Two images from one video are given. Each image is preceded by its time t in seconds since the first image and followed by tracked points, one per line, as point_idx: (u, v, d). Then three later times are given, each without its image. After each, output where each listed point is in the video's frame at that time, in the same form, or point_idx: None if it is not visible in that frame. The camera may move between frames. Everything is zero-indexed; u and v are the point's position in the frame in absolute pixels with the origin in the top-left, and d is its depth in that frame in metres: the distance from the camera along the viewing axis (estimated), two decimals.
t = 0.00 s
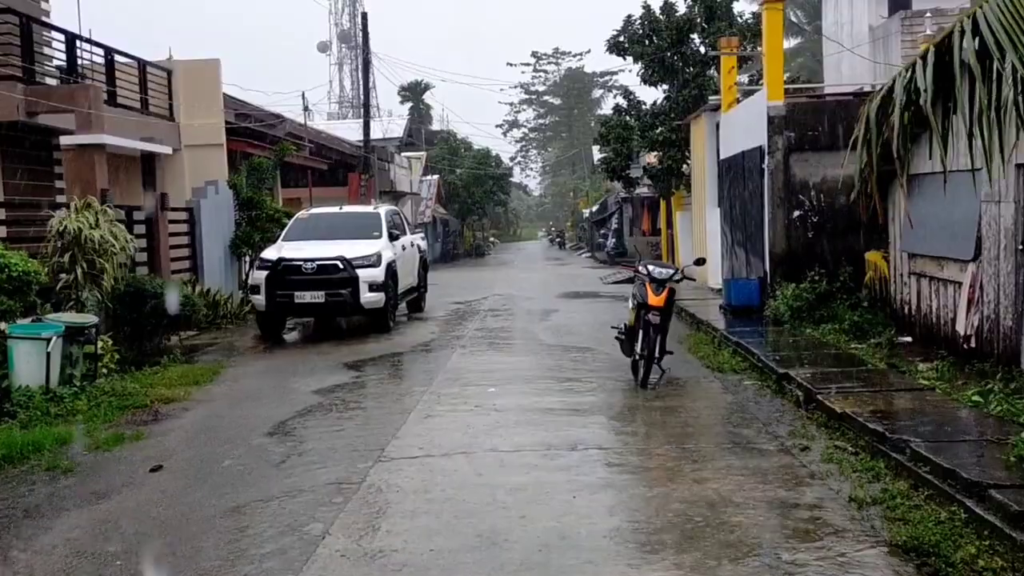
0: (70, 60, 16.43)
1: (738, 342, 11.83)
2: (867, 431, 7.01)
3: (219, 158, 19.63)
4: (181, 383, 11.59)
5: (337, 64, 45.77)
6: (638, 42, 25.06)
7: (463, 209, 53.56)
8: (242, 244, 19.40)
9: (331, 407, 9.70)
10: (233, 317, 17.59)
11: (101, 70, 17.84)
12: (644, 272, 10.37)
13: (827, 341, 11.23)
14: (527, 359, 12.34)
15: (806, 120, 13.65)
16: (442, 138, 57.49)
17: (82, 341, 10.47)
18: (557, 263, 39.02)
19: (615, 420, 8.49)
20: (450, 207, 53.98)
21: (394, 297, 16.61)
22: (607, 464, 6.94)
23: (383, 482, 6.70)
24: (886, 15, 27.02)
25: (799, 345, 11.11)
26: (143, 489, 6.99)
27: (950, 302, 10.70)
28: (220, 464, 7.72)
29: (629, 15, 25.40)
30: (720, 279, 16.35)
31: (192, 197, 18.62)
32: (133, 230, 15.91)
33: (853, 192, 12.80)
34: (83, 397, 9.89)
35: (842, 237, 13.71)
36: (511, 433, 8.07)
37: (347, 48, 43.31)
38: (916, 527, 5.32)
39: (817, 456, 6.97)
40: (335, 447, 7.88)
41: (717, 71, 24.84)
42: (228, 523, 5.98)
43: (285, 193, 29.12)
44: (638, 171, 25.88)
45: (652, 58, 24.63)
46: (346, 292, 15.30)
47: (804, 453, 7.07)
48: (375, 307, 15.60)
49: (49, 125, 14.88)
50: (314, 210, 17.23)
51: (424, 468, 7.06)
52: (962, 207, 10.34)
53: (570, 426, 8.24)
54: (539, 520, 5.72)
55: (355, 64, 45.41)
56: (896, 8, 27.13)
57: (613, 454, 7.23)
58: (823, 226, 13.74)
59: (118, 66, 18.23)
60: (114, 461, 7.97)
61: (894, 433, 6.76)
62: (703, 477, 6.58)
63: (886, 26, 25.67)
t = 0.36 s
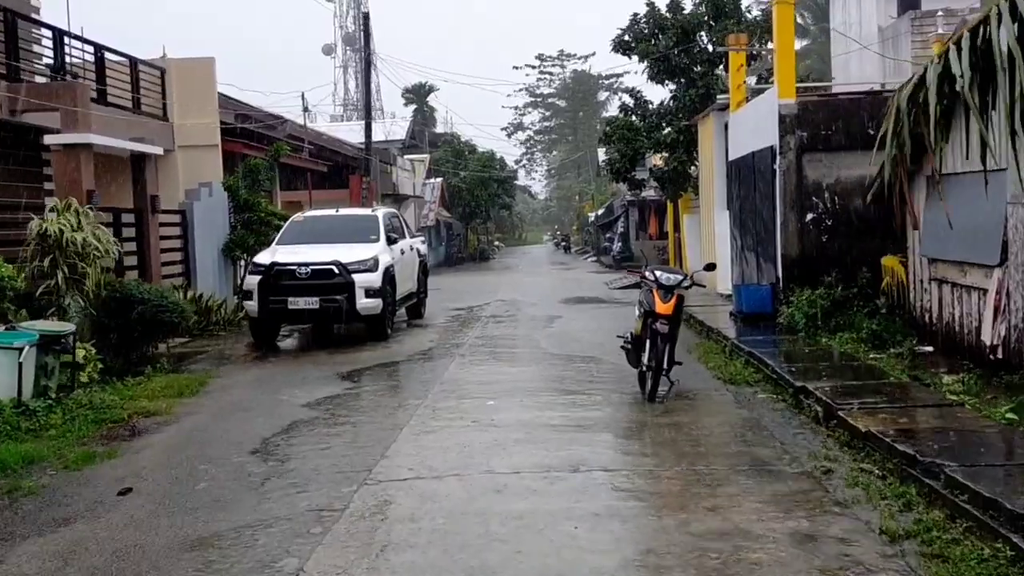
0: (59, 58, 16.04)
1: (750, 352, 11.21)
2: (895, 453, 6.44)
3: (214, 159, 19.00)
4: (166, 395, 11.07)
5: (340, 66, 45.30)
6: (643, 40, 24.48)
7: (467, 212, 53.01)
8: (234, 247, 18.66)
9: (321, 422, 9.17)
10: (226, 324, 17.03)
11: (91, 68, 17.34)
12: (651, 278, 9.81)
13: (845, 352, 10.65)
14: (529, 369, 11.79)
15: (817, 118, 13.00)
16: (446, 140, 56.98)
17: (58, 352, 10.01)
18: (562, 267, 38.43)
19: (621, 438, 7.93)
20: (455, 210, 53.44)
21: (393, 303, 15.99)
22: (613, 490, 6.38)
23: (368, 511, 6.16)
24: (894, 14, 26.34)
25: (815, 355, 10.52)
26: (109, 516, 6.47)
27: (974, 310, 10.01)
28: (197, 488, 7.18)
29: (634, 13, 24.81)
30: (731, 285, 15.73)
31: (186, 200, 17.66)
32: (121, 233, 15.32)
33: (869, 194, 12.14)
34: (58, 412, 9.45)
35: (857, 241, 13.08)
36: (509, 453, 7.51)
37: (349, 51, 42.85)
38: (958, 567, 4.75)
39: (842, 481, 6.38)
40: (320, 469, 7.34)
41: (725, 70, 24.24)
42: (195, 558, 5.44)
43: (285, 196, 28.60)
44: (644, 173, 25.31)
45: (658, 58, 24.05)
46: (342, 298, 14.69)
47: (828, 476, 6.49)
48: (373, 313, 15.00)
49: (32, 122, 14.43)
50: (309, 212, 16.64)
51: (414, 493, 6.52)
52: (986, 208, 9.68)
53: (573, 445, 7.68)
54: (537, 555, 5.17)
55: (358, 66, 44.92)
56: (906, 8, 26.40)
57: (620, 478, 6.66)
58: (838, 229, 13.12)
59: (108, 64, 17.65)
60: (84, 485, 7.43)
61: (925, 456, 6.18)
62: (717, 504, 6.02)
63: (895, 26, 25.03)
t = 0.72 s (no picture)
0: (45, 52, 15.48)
1: (762, 361, 10.67)
2: (928, 475, 5.90)
3: (207, 159, 17.98)
4: (149, 405, 10.55)
5: (340, 66, 44.86)
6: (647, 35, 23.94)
7: (467, 213, 52.56)
8: (226, 248, 17.80)
9: (309, 436, 8.65)
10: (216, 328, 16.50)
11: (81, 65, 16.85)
12: (658, 283, 9.26)
13: (863, 361, 10.13)
14: (529, 377, 11.27)
15: (830, 115, 12.49)
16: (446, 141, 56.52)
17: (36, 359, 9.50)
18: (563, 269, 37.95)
19: (627, 455, 7.41)
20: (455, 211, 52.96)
21: (389, 307, 15.44)
22: (620, 516, 5.85)
23: (352, 538, 5.64)
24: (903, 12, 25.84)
25: (831, 364, 10.00)
26: (73, 544, 5.96)
27: (998, 317, 9.48)
28: (170, 510, 6.67)
29: (638, 7, 24.33)
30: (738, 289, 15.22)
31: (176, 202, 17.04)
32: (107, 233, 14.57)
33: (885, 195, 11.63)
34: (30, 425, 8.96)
35: (872, 243, 12.58)
36: (506, 472, 6.99)
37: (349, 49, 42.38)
38: None
39: (870, 506, 5.86)
40: (303, 490, 6.82)
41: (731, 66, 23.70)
42: None
43: (281, 196, 28.07)
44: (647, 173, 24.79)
45: (663, 54, 23.55)
46: (335, 302, 14.15)
47: (855, 501, 5.96)
48: (367, 318, 14.45)
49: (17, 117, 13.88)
50: (302, 213, 16.10)
51: (404, 518, 5.99)
52: (1009, 208, 9.14)
53: (576, 463, 7.15)
54: None
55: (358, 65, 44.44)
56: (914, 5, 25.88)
57: (628, 502, 6.13)
58: (852, 231, 12.61)
59: (98, 60, 16.87)
60: (51, 507, 6.89)
61: (962, 479, 5.65)
62: (735, 533, 5.49)
63: (903, 23, 24.51)
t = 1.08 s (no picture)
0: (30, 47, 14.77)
1: (774, 369, 10.15)
2: (967, 503, 5.37)
3: (198, 158, 17.35)
4: (128, 415, 10.01)
5: (339, 62, 44.37)
6: (651, 30, 23.45)
7: (466, 212, 52.05)
8: (217, 247, 16.92)
9: (295, 450, 8.12)
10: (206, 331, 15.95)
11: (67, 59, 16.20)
12: (665, 287, 8.73)
13: (882, 369, 9.62)
14: (528, 385, 10.74)
15: (843, 110, 12.00)
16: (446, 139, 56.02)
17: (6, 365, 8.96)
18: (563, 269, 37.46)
19: (634, 474, 6.88)
20: (454, 210, 52.49)
21: (384, 310, 14.92)
22: (629, 544, 5.34)
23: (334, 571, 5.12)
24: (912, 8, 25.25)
25: (847, 373, 9.48)
26: None
27: None
28: (139, 536, 6.14)
29: (642, 1, 23.80)
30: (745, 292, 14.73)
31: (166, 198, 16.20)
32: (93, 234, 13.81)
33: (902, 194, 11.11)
34: None
35: (888, 244, 12.11)
36: (503, 493, 6.47)
37: (347, 46, 41.92)
38: None
39: (903, 535, 5.33)
40: (283, 514, 6.30)
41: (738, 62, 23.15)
42: None
43: (277, 195, 27.54)
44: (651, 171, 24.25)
45: (667, 49, 23.04)
46: (327, 304, 13.59)
47: (888, 530, 5.44)
48: (360, 321, 13.91)
49: None
50: (295, 213, 15.58)
51: (391, 547, 5.48)
52: None
53: (578, 484, 6.63)
54: None
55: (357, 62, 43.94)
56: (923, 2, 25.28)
57: (636, 528, 5.62)
58: (867, 231, 12.12)
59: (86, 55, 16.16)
60: (10, 532, 6.34)
61: (1008, 509, 5.11)
62: (756, 566, 4.96)
63: (912, 20, 23.94)
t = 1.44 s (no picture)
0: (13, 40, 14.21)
1: (787, 377, 9.67)
2: (1009, 533, 4.95)
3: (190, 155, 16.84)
4: (108, 425, 9.29)
5: (337, 61, 43.87)
6: (655, 24, 22.95)
7: (465, 213, 51.54)
8: (208, 247, 16.41)
9: (277, 464, 7.58)
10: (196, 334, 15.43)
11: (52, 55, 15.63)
12: (672, 291, 8.22)
13: (903, 379, 9.21)
14: (527, 393, 10.22)
15: (859, 107, 11.71)
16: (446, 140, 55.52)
17: None
18: (564, 271, 36.96)
19: (639, 495, 6.37)
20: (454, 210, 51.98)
21: (378, 313, 14.43)
22: None
23: None
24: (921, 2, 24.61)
25: (865, 383, 9.02)
26: None
27: None
28: (102, 563, 5.61)
29: None
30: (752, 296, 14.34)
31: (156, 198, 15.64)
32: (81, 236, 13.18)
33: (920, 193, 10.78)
34: None
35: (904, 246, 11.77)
36: (497, 515, 5.98)
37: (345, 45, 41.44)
38: None
39: (938, 567, 4.87)
40: (260, 538, 5.79)
41: (745, 58, 22.62)
42: None
43: (273, 195, 26.99)
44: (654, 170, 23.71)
45: (672, 44, 22.57)
46: (319, 308, 13.07)
47: (921, 559, 4.99)
48: (354, 325, 13.40)
49: None
50: (288, 213, 15.12)
51: None
52: None
53: (579, 505, 6.14)
54: None
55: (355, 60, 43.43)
56: None
57: (643, 557, 5.13)
58: (882, 233, 11.80)
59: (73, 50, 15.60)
60: None
61: None
62: None
63: (921, 16, 23.41)
